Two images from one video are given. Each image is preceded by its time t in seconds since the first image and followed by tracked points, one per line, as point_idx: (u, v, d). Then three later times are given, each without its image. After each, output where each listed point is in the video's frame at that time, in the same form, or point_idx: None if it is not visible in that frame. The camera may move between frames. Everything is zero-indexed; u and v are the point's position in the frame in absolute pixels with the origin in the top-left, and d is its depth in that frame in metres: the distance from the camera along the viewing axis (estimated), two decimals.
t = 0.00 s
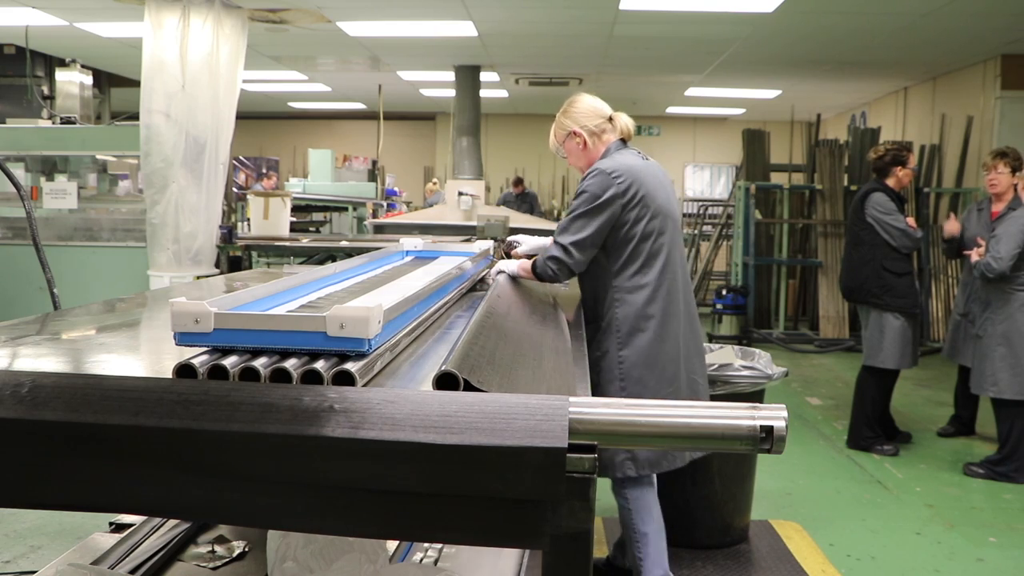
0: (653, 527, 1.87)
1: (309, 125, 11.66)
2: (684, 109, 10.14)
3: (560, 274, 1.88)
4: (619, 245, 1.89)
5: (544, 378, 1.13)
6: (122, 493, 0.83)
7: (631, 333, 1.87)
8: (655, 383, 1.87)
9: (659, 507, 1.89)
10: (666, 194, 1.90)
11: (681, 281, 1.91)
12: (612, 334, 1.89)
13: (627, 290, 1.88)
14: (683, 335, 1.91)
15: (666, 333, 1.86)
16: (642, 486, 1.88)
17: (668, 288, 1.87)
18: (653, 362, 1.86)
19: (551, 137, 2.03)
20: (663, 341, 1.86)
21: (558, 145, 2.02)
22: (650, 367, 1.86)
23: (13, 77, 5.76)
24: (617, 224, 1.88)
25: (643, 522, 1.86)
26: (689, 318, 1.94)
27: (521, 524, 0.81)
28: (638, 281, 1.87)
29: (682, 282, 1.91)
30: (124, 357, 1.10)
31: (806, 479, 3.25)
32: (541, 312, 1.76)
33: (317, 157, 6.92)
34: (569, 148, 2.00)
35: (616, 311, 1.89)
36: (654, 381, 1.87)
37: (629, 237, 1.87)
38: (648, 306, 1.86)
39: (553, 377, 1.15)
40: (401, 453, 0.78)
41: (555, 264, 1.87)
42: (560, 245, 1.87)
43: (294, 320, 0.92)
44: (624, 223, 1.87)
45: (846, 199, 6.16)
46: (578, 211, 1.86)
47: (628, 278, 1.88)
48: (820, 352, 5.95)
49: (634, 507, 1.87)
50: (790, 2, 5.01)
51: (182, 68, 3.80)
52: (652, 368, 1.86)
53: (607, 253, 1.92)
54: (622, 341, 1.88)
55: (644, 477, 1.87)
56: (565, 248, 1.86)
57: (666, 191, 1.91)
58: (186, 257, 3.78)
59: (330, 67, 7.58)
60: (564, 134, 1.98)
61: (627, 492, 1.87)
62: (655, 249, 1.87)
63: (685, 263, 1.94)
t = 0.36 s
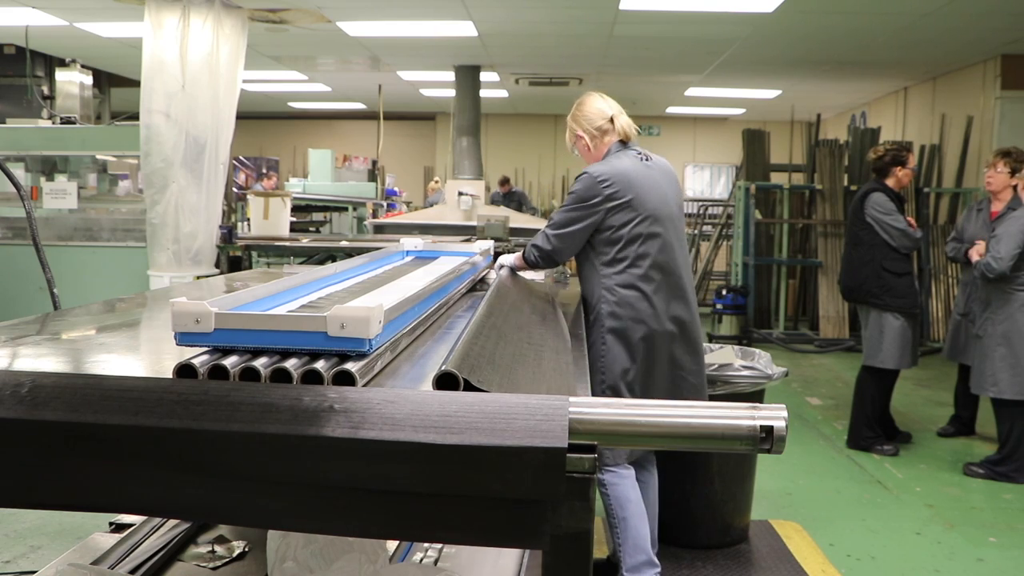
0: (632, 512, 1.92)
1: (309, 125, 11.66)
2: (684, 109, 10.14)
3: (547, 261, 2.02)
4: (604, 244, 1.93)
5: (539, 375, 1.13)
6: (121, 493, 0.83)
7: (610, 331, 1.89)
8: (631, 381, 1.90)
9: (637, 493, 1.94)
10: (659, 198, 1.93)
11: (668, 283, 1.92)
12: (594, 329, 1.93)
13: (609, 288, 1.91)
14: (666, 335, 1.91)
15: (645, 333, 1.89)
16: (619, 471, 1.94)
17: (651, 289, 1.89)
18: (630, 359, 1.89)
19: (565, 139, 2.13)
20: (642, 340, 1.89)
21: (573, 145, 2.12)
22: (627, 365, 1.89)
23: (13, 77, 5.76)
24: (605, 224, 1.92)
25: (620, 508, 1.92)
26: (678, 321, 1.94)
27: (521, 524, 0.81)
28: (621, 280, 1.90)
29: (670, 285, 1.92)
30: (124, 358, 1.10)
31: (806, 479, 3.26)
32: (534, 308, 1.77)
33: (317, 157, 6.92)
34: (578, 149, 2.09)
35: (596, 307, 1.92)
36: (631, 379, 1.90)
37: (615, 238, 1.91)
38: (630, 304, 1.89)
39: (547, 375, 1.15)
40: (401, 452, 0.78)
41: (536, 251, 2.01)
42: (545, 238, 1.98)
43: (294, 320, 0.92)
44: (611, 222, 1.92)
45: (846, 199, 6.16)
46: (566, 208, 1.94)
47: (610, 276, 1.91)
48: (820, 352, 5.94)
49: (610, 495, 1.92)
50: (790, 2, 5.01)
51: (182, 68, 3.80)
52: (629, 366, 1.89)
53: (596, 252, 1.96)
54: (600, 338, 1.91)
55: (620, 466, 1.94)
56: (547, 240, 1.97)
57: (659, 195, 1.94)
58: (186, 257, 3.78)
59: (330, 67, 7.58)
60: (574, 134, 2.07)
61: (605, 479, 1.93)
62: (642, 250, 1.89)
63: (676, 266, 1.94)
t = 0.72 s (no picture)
0: (631, 508, 1.93)
1: (309, 125, 11.67)
2: (684, 109, 10.14)
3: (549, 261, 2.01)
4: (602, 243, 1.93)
5: (539, 375, 1.13)
6: (121, 494, 0.83)
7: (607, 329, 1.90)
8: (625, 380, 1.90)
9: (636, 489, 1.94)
10: (657, 197, 1.92)
11: (665, 284, 1.92)
12: (590, 326, 1.93)
13: (605, 287, 1.91)
14: (662, 335, 1.92)
15: (640, 331, 1.89)
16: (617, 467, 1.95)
17: (648, 289, 1.90)
18: (625, 358, 1.90)
19: (563, 135, 2.09)
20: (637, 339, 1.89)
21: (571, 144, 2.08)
22: (622, 363, 1.90)
23: (13, 77, 5.76)
24: (602, 223, 1.93)
25: (619, 503, 1.93)
26: (673, 320, 1.94)
27: (522, 524, 0.81)
28: (617, 278, 1.90)
29: (667, 286, 1.92)
30: (124, 357, 1.10)
31: (805, 479, 3.26)
32: (534, 308, 1.77)
33: (317, 157, 6.91)
34: (580, 146, 2.07)
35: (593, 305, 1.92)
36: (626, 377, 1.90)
37: (612, 237, 1.91)
38: (625, 302, 1.89)
39: (547, 376, 1.15)
40: (400, 452, 0.78)
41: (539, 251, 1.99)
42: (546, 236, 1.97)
43: (294, 320, 0.92)
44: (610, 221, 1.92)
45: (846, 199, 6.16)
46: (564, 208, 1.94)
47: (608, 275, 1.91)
48: (820, 352, 5.95)
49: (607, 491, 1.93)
50: (790, 2, 5.01)
51: (182, 68, 3.80)
52: (624, 364, 1.90)
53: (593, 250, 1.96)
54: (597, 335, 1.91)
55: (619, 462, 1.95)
56: (548, 239, 1.96)
57: (657, 195, 1.93)
58: (186, 257, 3.78)
59: (330, 67, 7.58)
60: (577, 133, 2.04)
61: (604, 476, 1.93)
62: (638, 248, 1.89)
63: (675, 268, 1.95)
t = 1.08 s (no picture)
0: (640, 508, 1.93)
1: (309, 126, 11.66)
2: (684, 109, 10.13)
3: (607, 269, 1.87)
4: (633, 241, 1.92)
5: (535, 372, 1.14)
6: (121, 493, 0.83)
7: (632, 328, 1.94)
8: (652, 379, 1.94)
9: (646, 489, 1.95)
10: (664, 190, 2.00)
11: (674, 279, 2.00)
12: (617, 325, 1.95)
13: (631, 286, 1.93)
14: (679, 331, 1.99)
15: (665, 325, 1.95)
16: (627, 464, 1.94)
17: (663, 284, 1.96)
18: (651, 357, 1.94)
19: (560, 127, 2.01)
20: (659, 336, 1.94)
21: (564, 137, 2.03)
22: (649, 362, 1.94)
23: (13, 77, 5.75)
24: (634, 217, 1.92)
25: (627, 503, 1.93)
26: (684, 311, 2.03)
27: (521, 524, 0.81)
28: (644, 273, 1.94)
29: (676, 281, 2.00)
30: (125, 357, 1.10)
31: (805, 479, 3.25)
32: (539, 309, 1.77)
33: (317, 157, 6.91)
34: (582, 141, 2.01)
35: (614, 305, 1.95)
36: (653, 377, 1.95)
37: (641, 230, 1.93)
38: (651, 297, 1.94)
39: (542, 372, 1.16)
40: (400, 453, 0.78)
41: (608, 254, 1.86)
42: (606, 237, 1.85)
43: (293, 320, 0.92)
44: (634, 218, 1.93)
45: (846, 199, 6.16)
46: (607, 204, 1.87)
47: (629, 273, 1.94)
48: (820, 352, 5.95)
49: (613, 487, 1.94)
50: (789, 2, 5.01)
51: (182, 69, 3.80)
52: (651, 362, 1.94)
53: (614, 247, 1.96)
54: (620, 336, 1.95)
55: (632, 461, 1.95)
56: (613, 241, 1.85)
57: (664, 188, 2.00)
58: (186, 257, 3.78)
59: (330, 66, 7.58)
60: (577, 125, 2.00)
61: (616, 472, 1.93)
62: (658, 242, 1.95)
63: (674, 263, 2.04)
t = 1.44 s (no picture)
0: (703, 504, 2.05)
1: (309, 125, 11.66)
2: (684, 109, 10.13)
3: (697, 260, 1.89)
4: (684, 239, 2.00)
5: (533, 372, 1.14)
6: (120, 493, 0.83)
7: (677, 328, 2.02)
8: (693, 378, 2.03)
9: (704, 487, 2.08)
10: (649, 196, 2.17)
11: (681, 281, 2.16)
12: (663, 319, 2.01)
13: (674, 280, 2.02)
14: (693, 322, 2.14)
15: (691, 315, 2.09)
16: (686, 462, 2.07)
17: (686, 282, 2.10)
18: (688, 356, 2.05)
19: (589, 116, 1.92)
20: (693, 335, 2.07)
21: (594, 124, 1.94)
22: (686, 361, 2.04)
23: (13, 76, 5.75)
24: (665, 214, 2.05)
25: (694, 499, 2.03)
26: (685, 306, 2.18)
27: (521, 524, 0.81)
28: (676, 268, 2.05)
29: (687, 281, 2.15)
30: (124, 357, 1.10)
31: (805, 479, 3.25)
32: (553, 320, 1.69)
33: (317, 157, 6.91)
34: (604, 134, 1.97)
35: (662, 306, 2.00)
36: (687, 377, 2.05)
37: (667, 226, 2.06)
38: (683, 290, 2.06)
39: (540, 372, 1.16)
40: (399, 453, 0.78)
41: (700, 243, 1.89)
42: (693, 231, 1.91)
43: (293, 320, 0.92)
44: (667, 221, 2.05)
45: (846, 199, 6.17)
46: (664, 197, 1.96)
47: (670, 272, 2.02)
48: (820, 352, 5.95)
49: (684, 485, 2.03)
50: (789, 2, 5.01)
51: (182, 69, 3.80)
52: (689, 362, 2.05)
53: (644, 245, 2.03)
54: (669, 337, 2.01)
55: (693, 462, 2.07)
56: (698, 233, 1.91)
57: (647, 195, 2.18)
58: (186, 257, 3.78)
59: (330, 66, 7.58)
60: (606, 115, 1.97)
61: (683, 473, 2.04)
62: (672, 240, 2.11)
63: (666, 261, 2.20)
